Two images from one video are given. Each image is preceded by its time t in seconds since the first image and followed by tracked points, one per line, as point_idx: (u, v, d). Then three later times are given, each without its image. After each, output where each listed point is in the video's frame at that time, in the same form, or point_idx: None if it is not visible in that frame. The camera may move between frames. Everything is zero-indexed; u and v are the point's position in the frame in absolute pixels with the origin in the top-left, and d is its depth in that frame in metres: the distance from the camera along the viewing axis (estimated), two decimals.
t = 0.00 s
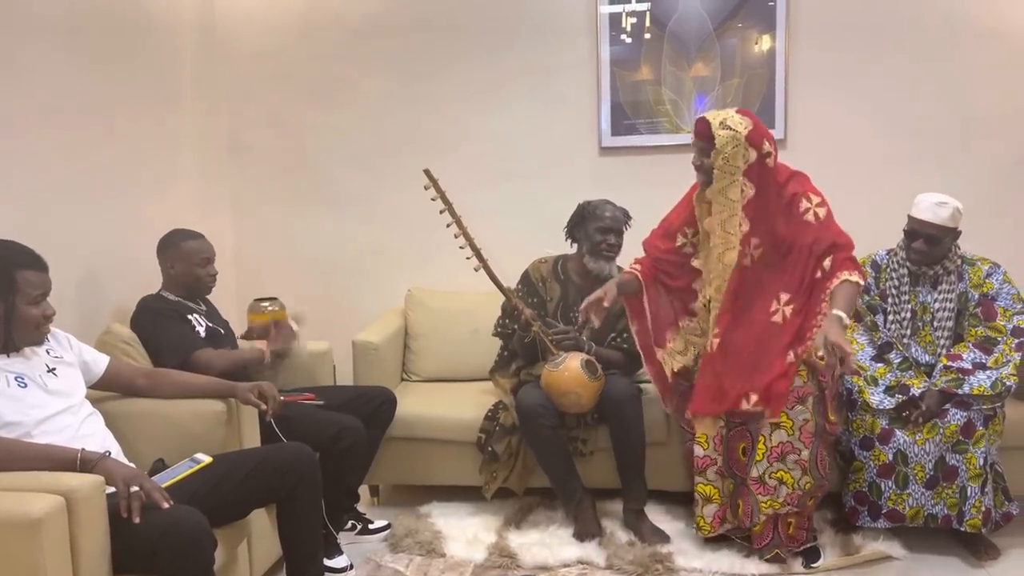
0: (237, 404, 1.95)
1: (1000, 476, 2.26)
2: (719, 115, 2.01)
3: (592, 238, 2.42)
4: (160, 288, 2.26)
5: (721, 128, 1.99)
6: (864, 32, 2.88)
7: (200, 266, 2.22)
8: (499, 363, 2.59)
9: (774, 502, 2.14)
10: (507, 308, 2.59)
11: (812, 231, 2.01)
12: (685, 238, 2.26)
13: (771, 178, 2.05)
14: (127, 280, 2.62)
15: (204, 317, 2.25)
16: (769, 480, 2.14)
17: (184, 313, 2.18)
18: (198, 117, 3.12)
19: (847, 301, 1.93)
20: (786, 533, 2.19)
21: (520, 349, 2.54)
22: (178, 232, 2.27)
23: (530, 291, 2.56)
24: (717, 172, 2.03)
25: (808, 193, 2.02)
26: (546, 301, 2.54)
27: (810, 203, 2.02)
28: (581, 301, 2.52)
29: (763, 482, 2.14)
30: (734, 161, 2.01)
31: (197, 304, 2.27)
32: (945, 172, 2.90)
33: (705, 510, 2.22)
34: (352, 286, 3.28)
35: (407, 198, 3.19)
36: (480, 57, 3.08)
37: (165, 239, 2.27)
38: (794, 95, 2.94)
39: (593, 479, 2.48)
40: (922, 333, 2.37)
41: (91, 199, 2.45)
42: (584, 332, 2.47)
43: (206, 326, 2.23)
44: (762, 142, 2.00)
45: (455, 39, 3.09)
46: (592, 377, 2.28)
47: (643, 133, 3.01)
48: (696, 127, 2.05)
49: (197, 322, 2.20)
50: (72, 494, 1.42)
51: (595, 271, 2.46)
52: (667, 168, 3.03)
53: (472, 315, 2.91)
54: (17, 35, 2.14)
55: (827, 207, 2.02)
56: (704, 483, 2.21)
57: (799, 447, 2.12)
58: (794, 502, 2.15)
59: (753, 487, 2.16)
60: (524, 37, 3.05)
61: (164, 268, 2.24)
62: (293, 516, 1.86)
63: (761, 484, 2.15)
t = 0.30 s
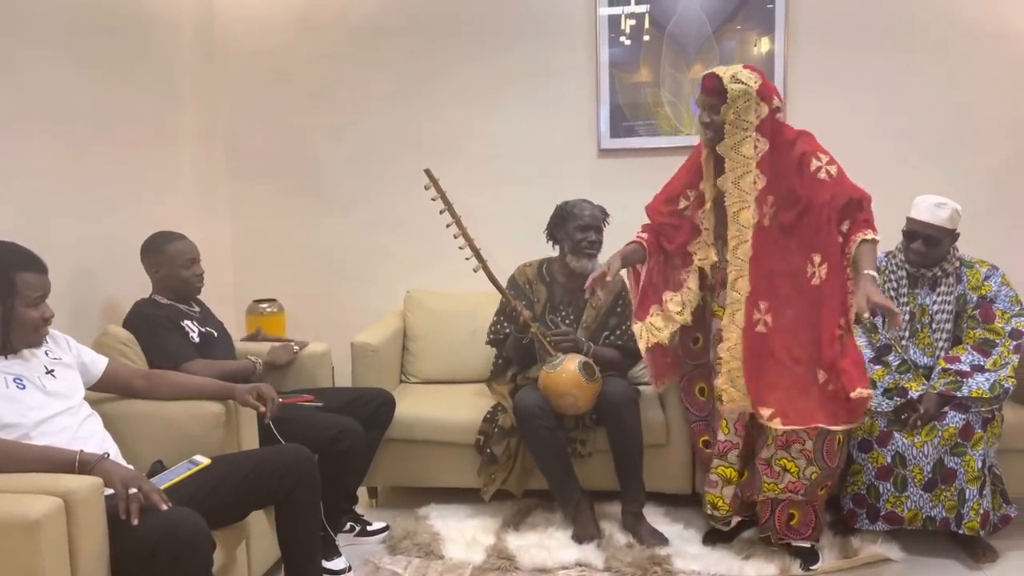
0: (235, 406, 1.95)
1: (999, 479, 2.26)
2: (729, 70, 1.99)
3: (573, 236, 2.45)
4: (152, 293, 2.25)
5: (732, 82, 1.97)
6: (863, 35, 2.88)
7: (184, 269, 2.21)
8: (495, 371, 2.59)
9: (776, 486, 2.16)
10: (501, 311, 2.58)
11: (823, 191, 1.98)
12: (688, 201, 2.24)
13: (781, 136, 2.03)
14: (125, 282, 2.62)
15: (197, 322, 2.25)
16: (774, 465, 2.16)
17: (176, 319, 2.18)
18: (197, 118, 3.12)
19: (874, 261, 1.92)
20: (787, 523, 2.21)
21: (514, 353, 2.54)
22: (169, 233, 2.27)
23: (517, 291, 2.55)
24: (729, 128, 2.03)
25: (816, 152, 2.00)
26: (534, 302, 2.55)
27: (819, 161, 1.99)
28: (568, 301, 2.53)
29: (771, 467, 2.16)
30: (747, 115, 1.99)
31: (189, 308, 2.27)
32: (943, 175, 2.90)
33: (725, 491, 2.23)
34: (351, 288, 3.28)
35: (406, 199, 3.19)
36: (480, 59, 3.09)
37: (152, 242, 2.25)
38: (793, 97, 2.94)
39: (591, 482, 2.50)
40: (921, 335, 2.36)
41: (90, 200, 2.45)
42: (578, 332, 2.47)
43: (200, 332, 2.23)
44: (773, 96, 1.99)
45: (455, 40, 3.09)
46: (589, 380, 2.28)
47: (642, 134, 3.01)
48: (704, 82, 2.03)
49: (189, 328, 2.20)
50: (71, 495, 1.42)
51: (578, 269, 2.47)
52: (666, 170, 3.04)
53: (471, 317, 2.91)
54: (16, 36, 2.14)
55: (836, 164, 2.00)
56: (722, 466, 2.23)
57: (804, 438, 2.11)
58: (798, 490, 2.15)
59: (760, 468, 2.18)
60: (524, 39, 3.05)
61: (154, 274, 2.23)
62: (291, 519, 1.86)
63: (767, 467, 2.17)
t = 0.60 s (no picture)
0: (234, 408, 1.94)
1: (997, 481, 2.26)
2: (758, 55, 2.00)
3: (558, 233, 2.45)
4: (156, 291, 2.25)
5: (763, 67, 1.98)
6: (862, 37, 2.88)
7: (196, 270, 2.21)
8: (493, 377, 2.58)
9: (779, 482, 2.15)
10: (494, 314, 2.59)
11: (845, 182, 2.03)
12: (699, 189, 2.25)
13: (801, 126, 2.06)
14: (125, 282, 2.62)
15: (202, 322, 2.25)
16: (776, 460, 2.15)
17: (184, 317, 2.18)
18: (196, 118, 3.12)
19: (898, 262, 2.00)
20: (789, 522, 2.22)
21: (509, 356, 2.54)
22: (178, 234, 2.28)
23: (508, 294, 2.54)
24: (760, 114, 2.01)
25: (834, 145, 2.05)
26: (525, 304, 2.54)
27: (838, 154, 2.04)
28: (559, 301, 2.53)
29: (775, 463, 2.15)
30: (778, 101, 1.99)
31: (194, 308, 2.27)
32: (942, 177, 2.91)
33: (733, 486, 2.23)
34: (350, 289, 3.28)
35: (405, 201, 3.19)
36: (479, 60, 3.09)
37: (163, 241, 2.24)
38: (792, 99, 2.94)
39: (591, 484, 2.50)
40: (920, 335, 2.33)
41: (89, 201, 2.45)
42: (574, 332, 2.46)
43: (206, 331, 2.23)
44: (799, 84, 2.01)
45: (453, 41, 3.09)
46: (588, 380, 2.28)
47: (641, 136, 3.01)
48: (730, 66, 2.03)
49: (197, 326, 2.21)
50: (70, 496, 1.42)
51: (564, 266, 2.47)
52: (665, 171, 3.04)
53: (470, 319, 2.91)
54: (16, 37, 2.14)
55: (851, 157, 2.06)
56: (733, 460, 2.22)
57: (804, 432, 2.12)
58: (799, 484, 2.15)
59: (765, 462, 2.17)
60: (523, 41, 3.06)
61: (161, 273, 2.23)
62: (289, 520, 1.85)
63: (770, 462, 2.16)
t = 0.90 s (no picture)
0: (233, 407, 1.94)
1: (996, 481, 2.26)
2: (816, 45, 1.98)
3: (542, 232, 2.47)
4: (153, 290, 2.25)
5: (823, 58, 1.96)
6: (862, 37, 2.88)
7: (192, 272, 2.21)
8: (491, 379, 2.58)
9: (784, 482, 2.14)
10: (491, 316, 2.59)
11: (872, 186, 2.04)
12: (721, 177, 2.22)
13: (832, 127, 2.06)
14: (123, 282, 2.61)
15: (198, 323, 2.25)
16: (783, 461, 2.14)
17: (180, 318, 2.18)
18: (195, 118, 3.12)
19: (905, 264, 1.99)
20: (788, 522, 2.21)
21: (506, 357, 2.54)
22: (175, 233, 2.27)
23: (503, 295, 2.54)
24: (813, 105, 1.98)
25: (862, 149, 2.05)
26: (520, 305, 2.54)
27: (864, 158, 2.05)
28: (554, 302, 2.53)
29: (781, 462, 2.14)
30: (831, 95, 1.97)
31: (190, 308, 2.27)
32: (942, 177, 2.91)
33: (734, 482, 2.21)
34: (349, 289, 3.28)
35: (403, 201, 3.19)
36: (479, 61, 3.09)
37: (160, 241, 2.23)
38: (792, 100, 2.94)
39: (591, 484, 2.49)
40: (919, 334, 2.33)
41: (88, 201, 2.45)
42: (571, 332, 2.46)
43: (201, 333, 2.23)
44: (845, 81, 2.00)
45: (452, 41, 3.09)
46: (585, 380, 2.28)
47: (641, 136, 3.01)
48: (787, 53, 1.98)
49: (192, 328, 2.21)
50: (68, 496, 1.42)
51: (552, 263, 2.49)
52: (665, 172, 3.04)
53: (469, 319, 2.91)
54: (15, 37, 2.14)
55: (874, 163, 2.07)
56: (735, 456, 2.20)
57: (814, 433, 2.12)
58: (803, 485, 2.15)
59: (770, 462, 2.16)
60: (523, 41, 3.06)
61: (158, 273, 2.23)
62: (287, 519, 1.86)
63: (777, 462, 2.15)
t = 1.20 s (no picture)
0: (232, 407, 1.94)
1: (994, 480, 2.27)
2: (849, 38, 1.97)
3: (536, 228, 2.50)
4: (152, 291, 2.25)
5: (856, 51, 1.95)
6: (860, 37, 2.88)
7: (190, 274, 2.21)
8: (490, 379, 2.57)
9: (796, 482, 2.13)
10: (489, 316, 2.59)
11: (891, 183, 2.06)
12: (735, 170, 2.16)
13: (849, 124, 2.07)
14: (122, 282, 2.61)
15: (197, 324, 2.25)
16: (794, 461, 2.14)
17: (178, 320, 2.18)
18: (194, 117, 3.12)
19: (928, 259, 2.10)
20: (786, 522, 2.21)
21: (505, 357, 2.55)
22: (174, 233, 2.27)
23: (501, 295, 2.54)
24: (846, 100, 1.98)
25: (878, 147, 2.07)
26: (518, 305, 2.54)
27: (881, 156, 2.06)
28: (552, 302, 2.53)
29: (791, 463, 2.14)
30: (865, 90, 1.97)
31: (190, 309, 2.27)
32: (941, 177, 2.91)
33: (749, 482, 2.18)
34: (347, 288, 3.28)
35: (402, 201, 3.19)
36: (479, 60, 3.09)
37: (160, 243, 2.23)
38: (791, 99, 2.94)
39: (590, 483, 2.49)
40: (918, 332, 2.33)
41: (87, 200, 2.45)
42: (570, 331, 2.46)
43: (200, 334, 2.23)
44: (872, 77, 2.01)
45: (451, 40, 3.09)
46: (585, 379, 2.28)
47: (640, 136, 3.01)
48: (819, 44, 1.97)
49: (191, 330, 2.20)
50: (67, 496, 1.42)
51: (546, 260, 2.51)
52: (663, 171, 3.04)
53: (468, 318, 2.91)
54: (14, 37, 2.14)
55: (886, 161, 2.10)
56: (751, 456, 2.18)
57: (824, 432, 2.12)
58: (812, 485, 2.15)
59: (780, 463, 2.15)
60: (522, 41, 3.06)
61: (157, 274, 2.23)
62: (286, 519, 1.86)
63: (787, 463, 2.14)
